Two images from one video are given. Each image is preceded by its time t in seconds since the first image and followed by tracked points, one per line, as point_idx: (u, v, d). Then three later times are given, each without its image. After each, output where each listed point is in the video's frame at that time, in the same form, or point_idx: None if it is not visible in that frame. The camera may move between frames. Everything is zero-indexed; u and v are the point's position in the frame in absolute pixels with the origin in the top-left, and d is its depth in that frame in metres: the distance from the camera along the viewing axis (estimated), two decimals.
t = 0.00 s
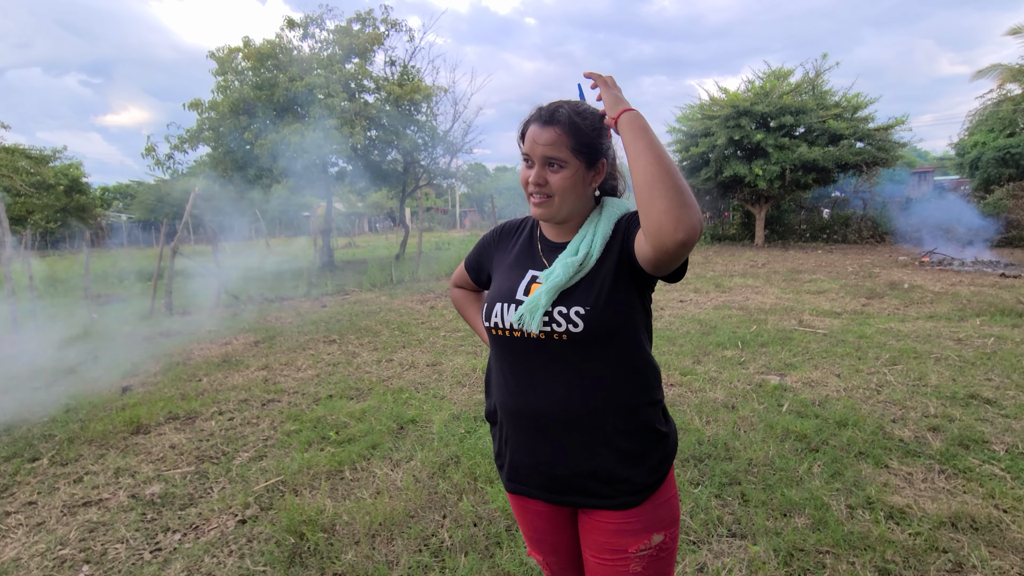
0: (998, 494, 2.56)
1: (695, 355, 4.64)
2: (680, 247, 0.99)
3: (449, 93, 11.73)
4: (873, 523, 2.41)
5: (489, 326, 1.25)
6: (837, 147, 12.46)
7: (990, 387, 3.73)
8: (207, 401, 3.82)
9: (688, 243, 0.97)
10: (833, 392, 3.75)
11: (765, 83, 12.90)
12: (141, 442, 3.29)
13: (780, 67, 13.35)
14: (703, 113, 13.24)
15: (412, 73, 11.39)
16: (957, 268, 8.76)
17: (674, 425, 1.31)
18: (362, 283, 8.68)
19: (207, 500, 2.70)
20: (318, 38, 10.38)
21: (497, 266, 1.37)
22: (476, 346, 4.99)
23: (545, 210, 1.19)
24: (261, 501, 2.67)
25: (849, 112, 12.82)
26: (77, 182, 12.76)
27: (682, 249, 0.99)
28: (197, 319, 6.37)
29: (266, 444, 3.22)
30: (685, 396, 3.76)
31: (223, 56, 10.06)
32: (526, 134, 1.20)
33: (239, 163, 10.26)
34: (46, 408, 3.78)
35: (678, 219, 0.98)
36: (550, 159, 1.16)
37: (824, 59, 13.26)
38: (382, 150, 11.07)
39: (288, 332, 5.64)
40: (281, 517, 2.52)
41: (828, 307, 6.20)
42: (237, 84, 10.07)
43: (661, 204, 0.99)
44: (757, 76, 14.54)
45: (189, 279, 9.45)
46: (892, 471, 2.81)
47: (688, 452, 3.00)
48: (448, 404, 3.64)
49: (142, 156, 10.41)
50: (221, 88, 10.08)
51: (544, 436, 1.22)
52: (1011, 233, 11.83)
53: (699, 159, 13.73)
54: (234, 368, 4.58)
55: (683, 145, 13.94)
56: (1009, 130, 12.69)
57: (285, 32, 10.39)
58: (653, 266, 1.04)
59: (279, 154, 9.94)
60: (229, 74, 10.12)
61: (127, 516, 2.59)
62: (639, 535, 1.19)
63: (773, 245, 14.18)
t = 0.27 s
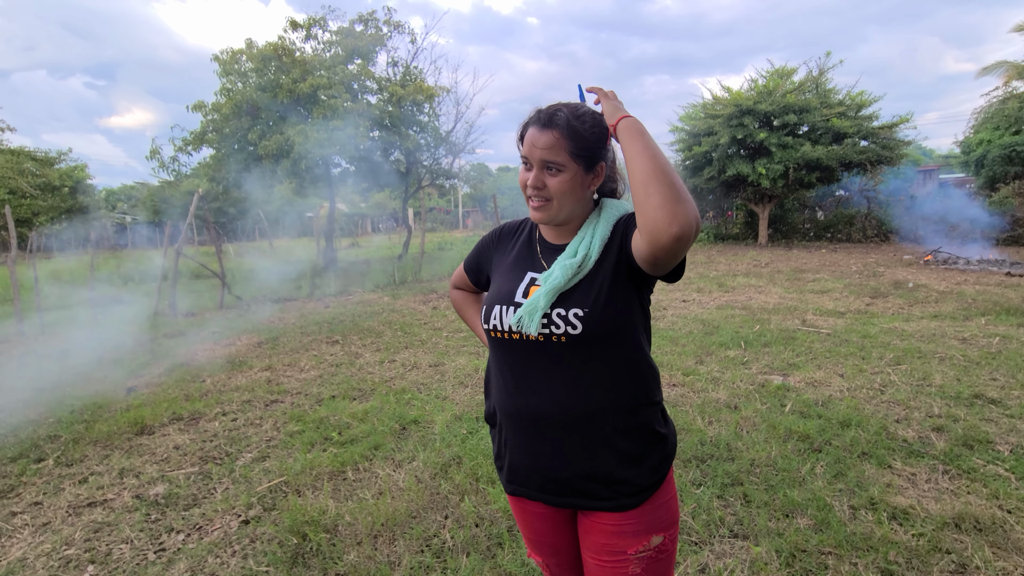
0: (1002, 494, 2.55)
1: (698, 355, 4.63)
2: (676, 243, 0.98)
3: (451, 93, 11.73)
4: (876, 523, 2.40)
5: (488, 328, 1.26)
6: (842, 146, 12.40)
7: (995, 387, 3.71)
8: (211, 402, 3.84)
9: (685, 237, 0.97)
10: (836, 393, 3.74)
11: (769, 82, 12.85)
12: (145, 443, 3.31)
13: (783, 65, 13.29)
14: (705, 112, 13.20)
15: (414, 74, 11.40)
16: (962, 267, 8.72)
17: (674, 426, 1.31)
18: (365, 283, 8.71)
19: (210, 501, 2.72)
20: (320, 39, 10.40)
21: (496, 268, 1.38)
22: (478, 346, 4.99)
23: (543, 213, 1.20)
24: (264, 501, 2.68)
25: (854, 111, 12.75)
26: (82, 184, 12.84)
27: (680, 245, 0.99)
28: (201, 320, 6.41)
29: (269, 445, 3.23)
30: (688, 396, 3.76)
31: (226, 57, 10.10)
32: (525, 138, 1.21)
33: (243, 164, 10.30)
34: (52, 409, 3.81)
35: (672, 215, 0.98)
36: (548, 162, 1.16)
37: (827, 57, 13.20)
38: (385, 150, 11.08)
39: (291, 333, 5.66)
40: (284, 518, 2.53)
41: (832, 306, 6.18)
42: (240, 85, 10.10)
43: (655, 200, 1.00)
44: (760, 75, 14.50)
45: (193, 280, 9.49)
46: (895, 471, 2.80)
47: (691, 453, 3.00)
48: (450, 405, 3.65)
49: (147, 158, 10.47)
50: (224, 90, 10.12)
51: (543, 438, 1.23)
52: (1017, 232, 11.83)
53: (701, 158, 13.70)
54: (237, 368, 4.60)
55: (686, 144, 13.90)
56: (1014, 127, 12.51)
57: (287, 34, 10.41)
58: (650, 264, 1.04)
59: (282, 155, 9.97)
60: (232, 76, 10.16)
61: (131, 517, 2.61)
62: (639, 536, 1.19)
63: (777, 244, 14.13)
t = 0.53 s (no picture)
0: (1007, 493, 2.54)
1: (700, 354, 4.63)
2: (677, 240, 0.98)
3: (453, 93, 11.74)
4: (880, 522, 2.39)
5: (489, 327, 1.26)
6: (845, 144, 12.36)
7: (999, 386, 3.70)
8: (214, 402, 3.86)
9: (685, 234, 0.97)
10: (839, 392, 3.73)
11: (771, 80, 12.82)
12: (149, 442, 3.33)
13: (786, 63, 13.26)
14: (708, 111, 13.17)
15: (416, 74, 11.41)
16: (966, 266, 8.69)
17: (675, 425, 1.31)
18: (367, 283, 8.73)
19: (214, 500, 2.73)
20: (322, 40, 10.42)
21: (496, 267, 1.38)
22: (480, 346, 4.99)
23: (544, 212, 1.20)
24: (268, 501, 2.69)
25: (857, 109, 12.72)
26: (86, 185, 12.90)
27: (680, 242, 0.99)
28: (204, 320, 6.43)
29: (272, 444, 3.24)
30: (690, 396, 3.75)
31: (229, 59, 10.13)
32: (526, 136, 1.21)
33: (246, 165, 10.34)
34: (56, 409, 3.83)
35: (673, 212, 0.98)
36: (549, 161, 1.16)
37: (830, 55, 13.16)
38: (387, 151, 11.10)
39: (294, 333, 5.68)
40: (287, 517, 2.54)
41: (835, 305, 6.16)
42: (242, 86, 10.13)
43: (656, 197, 1.00)
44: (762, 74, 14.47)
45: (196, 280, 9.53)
46: (899, 470, 2.79)
47: (693, 452, 3.00)
48: (452, 404, 3.65)
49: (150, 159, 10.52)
50: (227, 91, 10.14)
51: (544, 437, 1.23)
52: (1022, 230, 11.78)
53: (704, 157, 13.67)
54: (240, 368, 4.61)
55: (688, 143, 13.88)
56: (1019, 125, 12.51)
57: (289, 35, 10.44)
58: (650, 262, 1.04)
59: (285, 155, 10.00)
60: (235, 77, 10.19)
61: (135, 516, 2.62)
62: (640, 534, 1.19)
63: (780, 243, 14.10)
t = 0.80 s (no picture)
0: (1009, 493, 2.53)
1: (701, 354, 4.62)
2: (679, 245, 0.99)
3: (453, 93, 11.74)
4: (881, 522, 2.39)
5: (488, 326, 1.26)
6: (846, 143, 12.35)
7: (1001, 385, 3.69)
8: (215, 402, 3.86)
9: (688, 241, 0.97)
10: (840, 391, 3.72)
11: (772, 79, 12.81)
12: (150, 441, 3.33)
13: (787, 63, 13.24)
14: (709, 110, 13.15)
15: (417, 74, 11.41)
16: (968, 265, 8.68)
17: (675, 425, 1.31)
18: (368, 283, 8.73)
19: (215, 499, 2.73)
20: (323, 40, 10.42)
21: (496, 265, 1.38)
22: (481, 345, 4.99)
23: (544, 209, 1.19)
24: (268, 500, 2.69)
25: (858, 108, 12.70)
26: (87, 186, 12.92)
27: (682, 247, 0.99)
28: (206, 320, 6.44)
29: (273, 444, 3.25)
30: (691, 395, 3.75)
31: (229, 59, 10.13)
32: (526, 131, 1.20)
33: (247, 165, 10.35)
34: (58, 409, 3.84)
35: (675, 218, 0.98)
36: (549, 156, 1.16)
37: (831, 54, 13.15)
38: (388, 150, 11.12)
39: (295, 333, 5.68)
40: (288, 516, 2.54)
41: (836, 304, 6.15)
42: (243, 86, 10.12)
43: (659, 205, 0.99)
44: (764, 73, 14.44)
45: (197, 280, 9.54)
46: (900, 469, 2.78)
47: (694, 451, 2.99)
48: (452, 404, 3.65)
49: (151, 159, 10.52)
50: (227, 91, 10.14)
51: (543, 436, 1.23)
52: None
53: (705, 157, 13.65)
54: (241, 368, 4.62)
55: (689, 143, 13.86)
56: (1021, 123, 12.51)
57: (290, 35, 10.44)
58: (651, 265, 1.04)
59: (286, 155, 10.01)
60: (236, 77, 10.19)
61: (136, 515, 2.62)
62: (640, 534, 1.19)
63: (781, 242, 14.09)
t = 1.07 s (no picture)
0: (1009, 492, 2.53)
1: (701, 353, 4.61)
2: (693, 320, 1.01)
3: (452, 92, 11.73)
4: (881, 521, 2.38)
5: (485, 326, 1.26)
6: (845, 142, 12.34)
7: (1001, 383, 3.69)
8: (214, 403, 3.85)
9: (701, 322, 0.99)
10: (840, 390, 3.72)
11: (771, 78, 12.81)
12: (149, 443, 3.32)
13: (786, 61, 13.24)
14: (708, 109, 13.14)
15: (415, 73, 11.40)
16: (968, 263, 8.68)
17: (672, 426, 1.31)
18: (367, 283, 8.72)
19: (213, 501, 2.72)
20: (321, 40, 10.41)
21: (492, 266, 1.37)
22: (480, 345, 4.98)
23: (547, 199, 1.16)
24: (266, 501, 2.68)
25: (857, 107, 12.70)
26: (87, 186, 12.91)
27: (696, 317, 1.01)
28: (204, 321, 6.43)
29: (271, 444, 3.24)
30: (690, 394, 3.74)
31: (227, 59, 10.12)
32: (525, 124, 1.18)
33: (246, 165, 10.34)
34: (56, 410, 3.83)
35: (686, 311, 0.97)
36: (551, 144, 1.13)
37: (830, 53, 13.15)
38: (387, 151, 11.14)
39: (294, 333, 5.68)
40: (286, 517, 2.53)
41: (836, 303, 6.14)
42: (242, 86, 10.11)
43: (667, 310, 0.96)
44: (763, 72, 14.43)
45: (197, 280, 9.53)
46: (900, 468, 2.78)
47: (693, 451, 2.98)
48: (451, 404, 3.64)
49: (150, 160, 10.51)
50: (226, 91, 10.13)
51: (540, 437, 1.22)
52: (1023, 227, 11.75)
53: (704, 156, 13.65)
54: (240, 369, 4.61)
55: (689, 142, 13.86)
56: (1020, 122, 12.50)
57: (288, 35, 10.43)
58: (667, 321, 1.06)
59: (285, 156, 10.00)
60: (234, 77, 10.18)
61: (134, 517, 2.62)
62: (638, 535, 1.18)
63: (781, 241, 14.08)
